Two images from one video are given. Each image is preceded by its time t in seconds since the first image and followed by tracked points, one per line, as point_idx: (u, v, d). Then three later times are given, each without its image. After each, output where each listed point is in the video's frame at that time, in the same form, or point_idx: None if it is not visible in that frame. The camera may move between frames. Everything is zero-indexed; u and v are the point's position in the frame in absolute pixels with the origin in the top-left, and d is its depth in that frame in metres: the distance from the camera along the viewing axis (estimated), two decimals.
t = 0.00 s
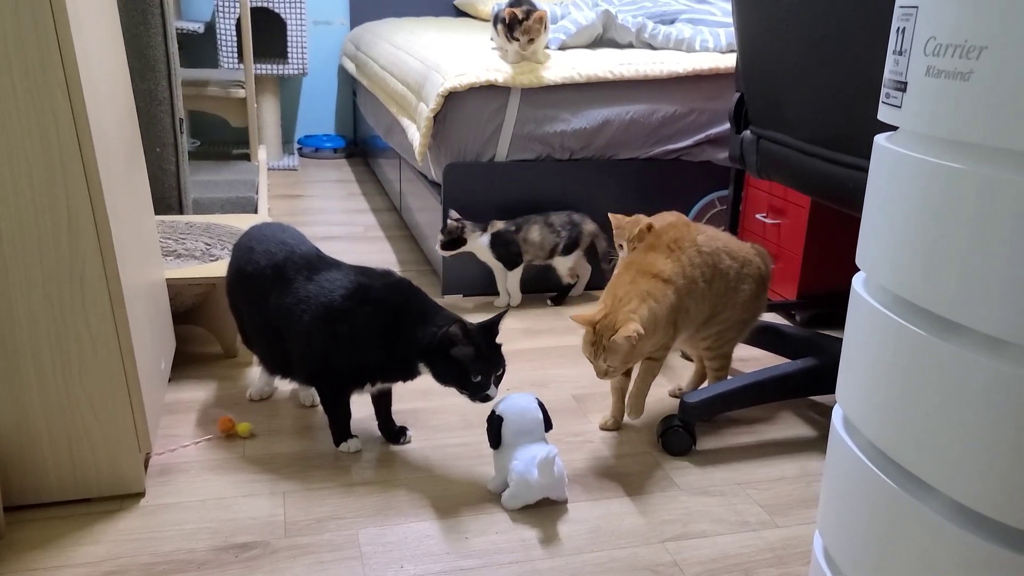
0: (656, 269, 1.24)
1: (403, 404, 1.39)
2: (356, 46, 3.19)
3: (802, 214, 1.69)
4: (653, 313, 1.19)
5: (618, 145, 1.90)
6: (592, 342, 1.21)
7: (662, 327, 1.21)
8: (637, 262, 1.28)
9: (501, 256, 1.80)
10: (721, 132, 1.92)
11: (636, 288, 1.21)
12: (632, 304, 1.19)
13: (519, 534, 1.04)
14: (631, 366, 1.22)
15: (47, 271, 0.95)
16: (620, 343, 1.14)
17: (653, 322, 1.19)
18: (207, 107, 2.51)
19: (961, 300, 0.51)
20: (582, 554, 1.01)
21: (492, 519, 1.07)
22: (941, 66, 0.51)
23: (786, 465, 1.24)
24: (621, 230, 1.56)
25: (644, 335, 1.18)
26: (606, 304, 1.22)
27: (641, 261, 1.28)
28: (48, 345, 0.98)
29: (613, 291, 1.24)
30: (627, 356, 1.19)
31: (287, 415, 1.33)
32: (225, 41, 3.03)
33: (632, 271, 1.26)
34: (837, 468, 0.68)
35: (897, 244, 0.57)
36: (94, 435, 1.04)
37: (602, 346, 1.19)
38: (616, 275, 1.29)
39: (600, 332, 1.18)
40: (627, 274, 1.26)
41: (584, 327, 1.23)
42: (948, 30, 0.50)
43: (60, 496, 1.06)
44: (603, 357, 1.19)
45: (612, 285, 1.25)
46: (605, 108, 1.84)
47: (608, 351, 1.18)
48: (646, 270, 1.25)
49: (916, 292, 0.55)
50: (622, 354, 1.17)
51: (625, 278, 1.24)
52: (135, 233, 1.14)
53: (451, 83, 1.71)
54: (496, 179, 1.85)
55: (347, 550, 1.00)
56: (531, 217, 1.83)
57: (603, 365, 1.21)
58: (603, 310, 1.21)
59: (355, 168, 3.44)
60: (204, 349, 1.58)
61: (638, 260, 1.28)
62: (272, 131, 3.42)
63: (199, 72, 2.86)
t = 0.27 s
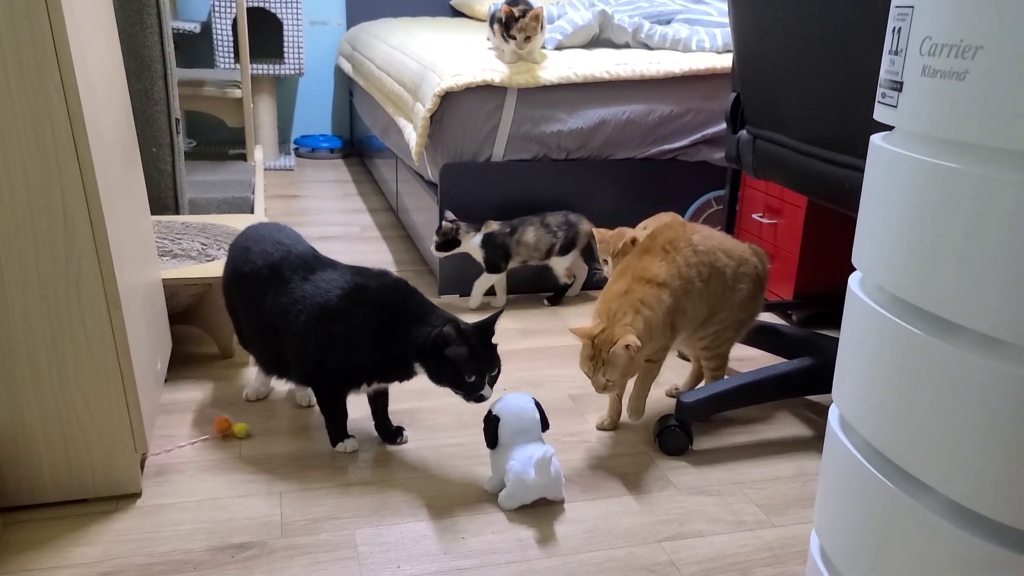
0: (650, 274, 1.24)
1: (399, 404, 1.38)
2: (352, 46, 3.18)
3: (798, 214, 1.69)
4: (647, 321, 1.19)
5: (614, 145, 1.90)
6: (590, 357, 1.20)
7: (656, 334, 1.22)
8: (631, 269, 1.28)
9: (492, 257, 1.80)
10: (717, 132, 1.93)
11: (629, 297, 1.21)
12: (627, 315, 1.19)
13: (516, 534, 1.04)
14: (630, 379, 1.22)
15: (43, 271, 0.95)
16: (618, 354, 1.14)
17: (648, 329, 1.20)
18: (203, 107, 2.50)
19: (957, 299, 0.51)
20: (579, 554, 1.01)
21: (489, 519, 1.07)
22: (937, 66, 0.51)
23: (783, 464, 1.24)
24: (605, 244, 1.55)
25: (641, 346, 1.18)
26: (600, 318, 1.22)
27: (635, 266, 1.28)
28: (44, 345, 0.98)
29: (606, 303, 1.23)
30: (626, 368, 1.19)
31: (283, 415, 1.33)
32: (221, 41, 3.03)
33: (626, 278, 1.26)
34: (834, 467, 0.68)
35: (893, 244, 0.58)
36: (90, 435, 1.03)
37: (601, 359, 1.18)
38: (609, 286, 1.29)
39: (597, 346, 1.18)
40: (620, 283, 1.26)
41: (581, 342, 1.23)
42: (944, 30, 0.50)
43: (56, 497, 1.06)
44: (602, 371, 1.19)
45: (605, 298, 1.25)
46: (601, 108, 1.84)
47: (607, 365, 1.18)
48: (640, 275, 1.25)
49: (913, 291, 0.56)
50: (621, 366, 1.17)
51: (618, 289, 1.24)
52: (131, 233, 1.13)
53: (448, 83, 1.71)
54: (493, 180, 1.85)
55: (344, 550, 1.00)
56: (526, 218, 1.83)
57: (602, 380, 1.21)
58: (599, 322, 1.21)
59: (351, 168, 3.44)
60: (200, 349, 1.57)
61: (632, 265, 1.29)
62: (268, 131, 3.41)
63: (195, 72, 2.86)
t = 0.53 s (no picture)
0: (644, 281, 1.24)
1: (396, 405, 1.38)
2: (348, 46, 3.18)
3: (795, 213, 1.69)
4: (644, 333, 1.20)
5: (610, 145, 1.90)
6: (589, 370, 1.20)
7: (652, 343, 1.22)
8: (624, 276, 1.28)
9: (486, 257, 1.79)
10: (714, 132, 1.93)
11: (625, 309, 1.21)
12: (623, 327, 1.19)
13: (513, 534, 1.04)
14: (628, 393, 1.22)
15: (39, 271, 0.95)
16: (619, 368, 1.15)
17: (644, 339, 1.20)
18: (199, 107, 2.50)
19: (954, 298, 0.51)
20: (577, 554, 1.01)
21: (486, 519, 1.07)
22: (933, 65, 0.51)
23: (779, 463, 1.24)
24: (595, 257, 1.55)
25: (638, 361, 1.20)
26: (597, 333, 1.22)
27: (629, 273, 1.28)
28: (40, 345, 0.97)
29: (601, 318, 1.23)
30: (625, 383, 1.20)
31: (280, 415, 1.33)
32: (218, 41, 3.02)
33: (620, 286, 1.26)
34: (830, 466, 0.69)
35: (890, 243, 0.58)
36: (87, 436, 1.03)
37: (602, 373, 1.18)
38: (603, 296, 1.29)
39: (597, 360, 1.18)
40: (614, 292, 1.26)
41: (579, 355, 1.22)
42: (939, 29, 0.50)
43: (53, 498, 1.06)
44: (602, 385, 1.19)
45: (599, 310, 1.25)
46: (598, 108, 1.84)
47: (607, 379, 1.18)
48: (634, 283, 1.24)
49: (909, 290, 0.56)
50: (620, 379, 1.18)
51: (612, 299, 1.24)
52: (128, 233, 1.13)
53: (444, 83, 1.72)
54: (490, 180, 1.85)
55: (342, 550, 1.00)
56: (520, 220, 1.82)
57: (601, 394, 1.21)
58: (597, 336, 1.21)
59: (348, 168, 3.43)
60: (197, 349, 1.57)
61: (626, 272, 1.28)
62: (265, 131, 3.41)
63: (192, 73, 2.86)
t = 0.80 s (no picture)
0: (654, 285, 1.23)
1: (394, 405, 1.38)
2: (346, 47, 3.18)
3: (793, 213, 1.70)
4: (653, 336, 1.20)
5: (608, 145, 1.90)
6: (597, 370, 1.20)
7: (660, 347, 1.22)
8: (631, 278, 1.26)
9: (480, 257, 1.79)
10: (711, 132, 1.93)
11: (635, 312, 1.20)
12: (634, 332, 1.19)
13: (511, 534, 1.04)
14: (635, 395, 1.22)
15: (37, 272, 0.95)
16: (627, 370, 1.15)
17: (653, 344, 1.20)
18: (196, 108, 2.49)
19: (952, 298, 0.51)
20: (575, 554, 1.01)
21: (484, 519, 1.07)
22: (930, 66, 0.51)
23: (777, 463, 1.24)
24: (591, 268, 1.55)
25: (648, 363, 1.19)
26: (608, 332, 1.21)
27: (637, 275, 1.26)
28: (38, 346, 0.97)
29: (610, 318, 1.22)
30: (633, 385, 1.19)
31: (278, 416, 1.33)
32: (215, 42, 3.02)
33: (627, 288, 1.24)
34: (828, 466, 0.69)
35: (888, 243, 0.58)
36: (85, 437, 1.03)
37: (610, 373, 1.18)
38: (609, 298, 1.27)
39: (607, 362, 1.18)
40: (622, 294, 1.24)
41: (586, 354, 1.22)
42: (936, 30, 0.51)
43: (50, 499, 1.06)
44: (610, 385, 1.19)
45: (608, 311, 1.24)
46: (595, 108, 1.84)
47: (616, 379, 1.18)
48: (642, 286, 1.23)
49: (907, 290, 0.56)
50: (630, 382, 1.17)
51: (621, 302, 1.23)
52: (126, 235, 1.13)
53: (442, 84, 1.71)
54: (488, 181, 1.85)
55: (340, 550, 1.00)
56: (515, 221, 1.82)
57: (608, 394, 1.21)
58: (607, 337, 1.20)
59: (345, 169, 3.43)
60: (194, 350, 1.57)
61: (632, 274, 1.26)
62: (263, 132, 3.41)
63: (189, 73, 2.85)
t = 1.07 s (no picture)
0: (673, 281, 1.23)
1: (392, 405, 1.38)
2: (343, 47, 3.18)
3: (790, 213, 1.70)
4: (672, 332, 1.20)
5: (605, 145, 1.91)
6: (612, 361, 1.19)
7: (675, 342, 1.22)
8: (648, 275, 1.25)
9: (472, 258, 1.79)
10: (709, 132, 1.93)
11: (654, 307, 1.20)
12: (654, 327, 1.18)
13: (509, 534, 1.05)
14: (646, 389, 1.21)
15: (34, 272, 0.95)
16: (642, 365, 1.15)
17: (670, 339, 1.20)
18: (193, 109, 2.49)
19: (949, 298, 0.52)
20: (573, 553, 1.01)
21: (482, 519, 1.07)
22: (926, 66, 0.51)
23: (775, 463, 1.25)
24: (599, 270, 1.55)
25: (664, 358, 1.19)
26: (626, 325, 1.20)
27: (654, 271, 1.25)
28: (34, 347, 0.97)
29: (629, 311, 1.21)
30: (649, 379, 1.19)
31: (276, 416, 1.33)
32: (212, 42, 3.02)
33: (645, 284, 1.24)
34: (825, 466, 0.69)
35: (884, 243, 0.58)
36: (82, 438, 1.03)
37: (626, 366, 1.17)
38: (627, 293, 1.26)
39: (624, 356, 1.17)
40: (640, 289, 1.24)
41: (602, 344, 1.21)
42: (932, 30, 0.51)
43: (48, 499, 1.05)
44: (624, 377, 1.18)
45: (627, 305, 1.23)
46: (593, 109, 1.84)
47: (630, 372, 1.17)
48: (659, 282, 1.23)
49: (904, 290, 0.56)
50: (645, 376, 1.17)
51: (640, 297, 1.22)
52: (122, 235, 1.13)
53: (440, 84, 1.71)
54: (485, 181, 1.86)
55: (338, 551, 1.00)
56: (510, 223, 1.82)
57: (621, 386, 1.20)
58: (626, 330, 1.20)
59: (343, 169, 3.43)
60: (192, 350, 1.57)
61: (649, 271, 1.26)
62: (260, 132, 3.41)
63: (186, 74, 2.85)
